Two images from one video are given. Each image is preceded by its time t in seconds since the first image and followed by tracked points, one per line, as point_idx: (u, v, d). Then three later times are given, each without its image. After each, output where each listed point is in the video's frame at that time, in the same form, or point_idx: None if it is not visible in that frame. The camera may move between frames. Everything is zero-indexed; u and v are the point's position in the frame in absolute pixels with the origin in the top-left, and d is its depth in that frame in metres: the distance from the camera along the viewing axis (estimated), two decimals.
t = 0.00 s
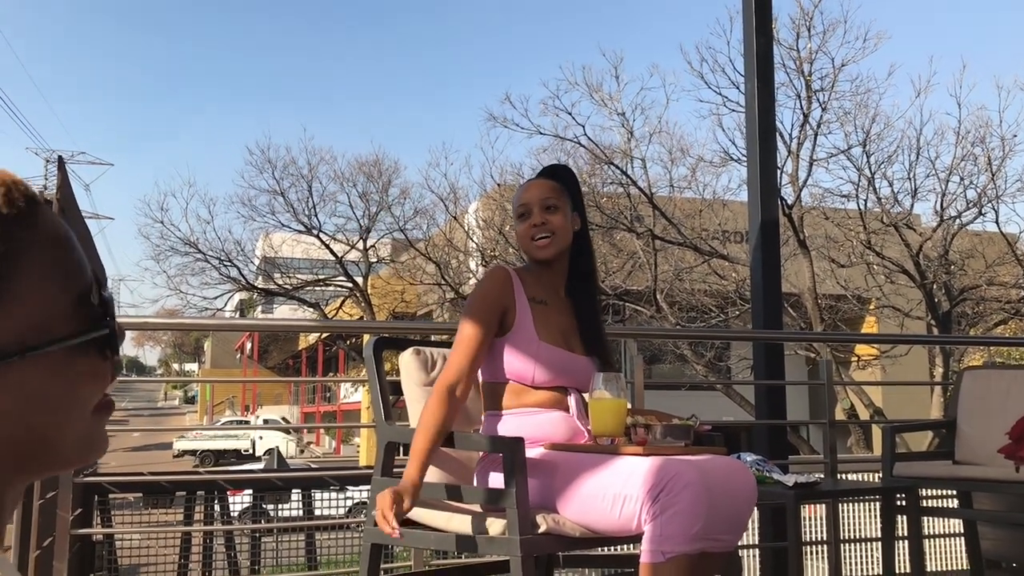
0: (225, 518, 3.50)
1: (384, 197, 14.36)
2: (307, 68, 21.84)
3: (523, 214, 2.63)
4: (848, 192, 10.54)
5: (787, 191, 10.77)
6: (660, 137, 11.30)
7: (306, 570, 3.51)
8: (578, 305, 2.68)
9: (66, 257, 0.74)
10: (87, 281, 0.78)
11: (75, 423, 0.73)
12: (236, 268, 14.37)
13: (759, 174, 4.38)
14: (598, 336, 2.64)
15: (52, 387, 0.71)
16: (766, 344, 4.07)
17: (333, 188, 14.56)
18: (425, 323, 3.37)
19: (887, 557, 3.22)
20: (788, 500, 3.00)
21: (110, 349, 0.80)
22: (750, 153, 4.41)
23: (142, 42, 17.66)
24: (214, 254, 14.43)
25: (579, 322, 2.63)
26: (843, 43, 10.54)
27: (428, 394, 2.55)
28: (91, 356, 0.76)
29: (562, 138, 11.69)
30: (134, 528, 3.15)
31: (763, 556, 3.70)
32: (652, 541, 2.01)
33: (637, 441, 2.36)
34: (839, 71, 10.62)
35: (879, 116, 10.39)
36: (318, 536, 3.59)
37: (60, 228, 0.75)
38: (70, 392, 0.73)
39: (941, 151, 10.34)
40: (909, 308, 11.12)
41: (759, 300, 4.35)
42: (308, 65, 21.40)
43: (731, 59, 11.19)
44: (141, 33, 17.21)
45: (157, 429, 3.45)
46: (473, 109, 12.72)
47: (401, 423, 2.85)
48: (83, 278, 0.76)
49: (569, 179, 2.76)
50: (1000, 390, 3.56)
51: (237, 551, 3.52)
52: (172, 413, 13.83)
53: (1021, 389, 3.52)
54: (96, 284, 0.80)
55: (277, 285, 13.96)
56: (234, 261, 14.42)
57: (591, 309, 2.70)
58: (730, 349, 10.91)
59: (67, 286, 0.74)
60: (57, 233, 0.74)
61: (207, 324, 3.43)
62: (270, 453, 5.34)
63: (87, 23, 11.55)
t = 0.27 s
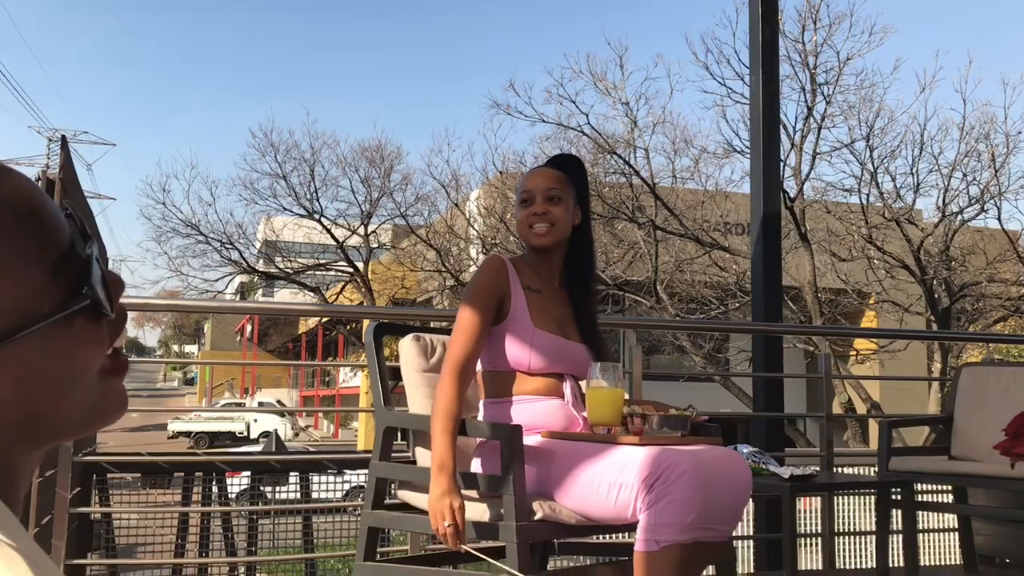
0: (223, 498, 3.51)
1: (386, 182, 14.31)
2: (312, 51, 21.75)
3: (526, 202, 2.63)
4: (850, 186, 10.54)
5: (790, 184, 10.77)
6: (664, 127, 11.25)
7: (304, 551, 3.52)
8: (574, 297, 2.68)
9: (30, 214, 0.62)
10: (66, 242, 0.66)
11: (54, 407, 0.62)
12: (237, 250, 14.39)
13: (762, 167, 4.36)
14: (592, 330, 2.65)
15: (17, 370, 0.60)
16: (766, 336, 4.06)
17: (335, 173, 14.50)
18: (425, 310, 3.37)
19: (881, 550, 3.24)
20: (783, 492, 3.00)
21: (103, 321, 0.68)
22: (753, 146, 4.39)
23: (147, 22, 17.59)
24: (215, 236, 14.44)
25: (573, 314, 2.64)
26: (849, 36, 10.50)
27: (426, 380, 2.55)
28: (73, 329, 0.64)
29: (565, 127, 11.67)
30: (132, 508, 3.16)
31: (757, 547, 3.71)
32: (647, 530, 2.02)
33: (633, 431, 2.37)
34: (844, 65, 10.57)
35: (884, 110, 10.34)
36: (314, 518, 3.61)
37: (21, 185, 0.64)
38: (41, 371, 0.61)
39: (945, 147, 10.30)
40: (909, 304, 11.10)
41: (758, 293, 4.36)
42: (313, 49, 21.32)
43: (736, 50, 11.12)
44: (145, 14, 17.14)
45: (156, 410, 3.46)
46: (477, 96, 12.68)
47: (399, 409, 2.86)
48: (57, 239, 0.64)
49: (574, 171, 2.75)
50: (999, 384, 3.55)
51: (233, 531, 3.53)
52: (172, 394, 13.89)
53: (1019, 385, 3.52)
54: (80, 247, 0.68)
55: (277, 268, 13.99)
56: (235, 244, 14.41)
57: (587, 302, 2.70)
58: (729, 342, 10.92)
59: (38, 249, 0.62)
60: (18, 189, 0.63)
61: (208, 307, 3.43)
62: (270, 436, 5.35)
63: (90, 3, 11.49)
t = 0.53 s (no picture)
0: (216, 471, 3.52)
1: (388, 162, 14.23)
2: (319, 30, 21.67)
3: (530, 186, 2.62)
4: (854, 184, 10.54)
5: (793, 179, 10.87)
6: (669, 117, 11.24)
7: (295, 527, 3.57)
8: (572, 284, 2.67)
9: (48, 194, 0.62)
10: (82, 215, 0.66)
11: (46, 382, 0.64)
12: (237, 225, 14.38)
13: (766, 160, 4.36)
14: (589, 317, 2.64)
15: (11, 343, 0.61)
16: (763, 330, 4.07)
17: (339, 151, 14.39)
18: (423, 292, 3.37)
19: (869, 546, 3.25)
20: (775, 484, 3.01)
21: (106, 293, 0.70)
22: (759, 139, 4.39)
23: None
24: (216, 210, 14.39)
25: (572, 301, 2.64)
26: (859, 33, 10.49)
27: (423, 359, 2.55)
28: (78, 299, 0.65)
29: (570, 113, 11.61)
30: (125, 476, 3.16)
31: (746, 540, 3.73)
32: (639, 516, 2.03)
33: (628, 417, 2.38)
34: (853, 62, 10.57)
35: (890, 108, 10.32)
36: (306, 495, 3.63)
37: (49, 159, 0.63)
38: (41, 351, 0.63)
39: (950, 148, 10.28)
40: (907, 304, 11.10)
41: (757, 288, 4.37)
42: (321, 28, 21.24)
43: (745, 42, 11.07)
44: None
45: (153, 381, 3.46)
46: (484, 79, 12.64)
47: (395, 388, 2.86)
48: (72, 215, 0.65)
49: (580, 159, 2.74)
50: (995, 386, 3.56)
51: (224, 505, 3.52)
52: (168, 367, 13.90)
53: (1013, 388, 3.54)
54: (96, 215, 0.68)
55: (277, 245, 13.99)
56: (236, 219, 14.38)
57: (585, 289, 2.69)
58: (726, 334, 10.94)
59: (48, 218, 0.62)
60: (45, 157, 0.62)
61: (209, 279, 3.44)
62: (266, 412, 5.37)
63: None
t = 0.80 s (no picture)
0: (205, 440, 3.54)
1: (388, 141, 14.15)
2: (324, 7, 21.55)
3: (533, 164, 2.62)
4: (853, 180, 10.56)
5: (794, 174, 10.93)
6: (672, 106, 11.24)
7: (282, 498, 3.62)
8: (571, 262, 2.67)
9: (55, 124, 0.60)
10: (91, 151, 0.65)
11: (62, 338, 0.62)
12: (234, 197, 14.31)
13: (769, 151, 4.37)
14: (587, 297, 2.64)
15: (31, 283, 0.59)
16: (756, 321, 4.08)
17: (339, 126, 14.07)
18: (420, 268, 3.36)
19: (853, 539, 3.28)
20: (763, 474, 3.03)
21: (124, 244, 0.68)
22: (762, 129, 4.39)
23: None
24: (214, 180, 14.33)
25: (570, 281, 2.63)
26: (866, 29, 10.49)
27: (418, 333, 2.55)
28: (89, 240, 0.63)
29: (573, 97, 11.61)
30: (115, 440, 3.15)
31: (731, 528, 3.76)
32: (627, 496, 2.03)
33: (621, 398, 2.38)
34: (859, 58, 10.59)
35: (894, 106, 10.34)
36: (293, 468, 3.70)
37: (59, 90, 0.62)
38: (44, 298, 0.59)
39: (951, 149, 10.30)
40: (900, 302, 11.13)
41: (754, 280, 4.38)
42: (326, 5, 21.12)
43: (752, 34, 11.10)
44: None
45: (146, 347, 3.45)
46: (489, 60, 12.59)
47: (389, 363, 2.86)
48: (82, 151, 0.63)
49: (584, 139, 2.73)
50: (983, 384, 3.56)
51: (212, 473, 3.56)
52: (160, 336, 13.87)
53: (1002, 389, 3.56)
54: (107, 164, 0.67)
55: (273, 219, 13.96)
56: (233, 191, 14.32)
57: (584, 269, 2.69)
58: (720, 325, 10.97)
59: (63, 155, 0.61)
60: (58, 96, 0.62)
61: (208, 246, 3.43)
62: (259, 383, 5.38)
63: None
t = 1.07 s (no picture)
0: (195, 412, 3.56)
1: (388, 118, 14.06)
2: None
3: (530, 144, 2.60)
4: (851, 168, 10.53)
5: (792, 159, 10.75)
6: (672, 90, 11.18)
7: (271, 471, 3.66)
8: (565, 244, 2.67)
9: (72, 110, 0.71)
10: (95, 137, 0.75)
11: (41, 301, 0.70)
12: (231, 169, 14.26)
13: (766, 137, 4.35)
14: (580, 279, 2.64)
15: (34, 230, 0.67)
16: (749, 307, 4.07)
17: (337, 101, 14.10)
18: (413, 246, 3.36)
19: (837, 525, 3.30)
20: (749, 459, 3.04)
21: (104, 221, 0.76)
22: (760, 115, 4.36)
23: None
24: (210, 152, 14.26)
25: (562, 262, 2.63)
26: (867, 16, 10.43)
27: (408, 311, 2.55)
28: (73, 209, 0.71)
29: (573, 78, 11.53)
30: (104, 410, 3.16)
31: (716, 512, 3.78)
32: (611, 477, 2.04)
33: (609, 380, 2.39)
34: (860, 46, 10.53)
35: (893, 95, 10.32)
36: (283, 443, 3.74)
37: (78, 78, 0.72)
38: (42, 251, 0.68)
39: (950, 140, 10.28)
40: (894, 292, 11.14)
41: (747, 266, 4.38)
42: None
43: (753, 18, 11.03)
44: None
45: (136, 318, 3.45)
46: (489, 38, 12.51)
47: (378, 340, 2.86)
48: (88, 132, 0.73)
49: (582, 119, 2.72)
50: (971, 374, 3.57)
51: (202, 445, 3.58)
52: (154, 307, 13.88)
53: (990, 377, 3.54)
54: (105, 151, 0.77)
55: (270, 193, 13.92)
56: (230, 163, 14.26)
57: (579, 251, 2.68)
58: (713, 310, 10.97)
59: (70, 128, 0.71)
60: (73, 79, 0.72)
61: (201, 218, 3.43)
62: (249, 355, 5.39)
63: None
